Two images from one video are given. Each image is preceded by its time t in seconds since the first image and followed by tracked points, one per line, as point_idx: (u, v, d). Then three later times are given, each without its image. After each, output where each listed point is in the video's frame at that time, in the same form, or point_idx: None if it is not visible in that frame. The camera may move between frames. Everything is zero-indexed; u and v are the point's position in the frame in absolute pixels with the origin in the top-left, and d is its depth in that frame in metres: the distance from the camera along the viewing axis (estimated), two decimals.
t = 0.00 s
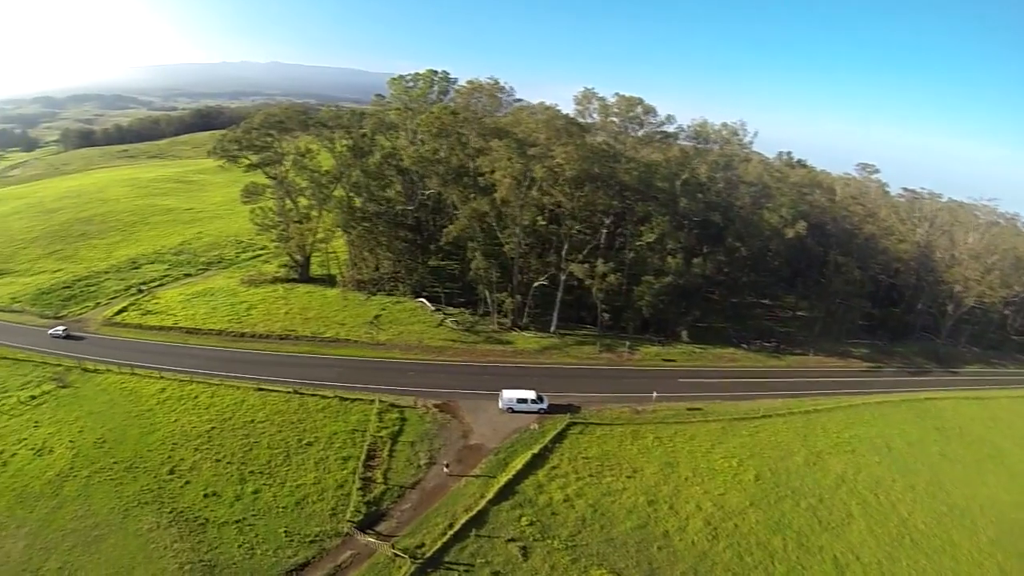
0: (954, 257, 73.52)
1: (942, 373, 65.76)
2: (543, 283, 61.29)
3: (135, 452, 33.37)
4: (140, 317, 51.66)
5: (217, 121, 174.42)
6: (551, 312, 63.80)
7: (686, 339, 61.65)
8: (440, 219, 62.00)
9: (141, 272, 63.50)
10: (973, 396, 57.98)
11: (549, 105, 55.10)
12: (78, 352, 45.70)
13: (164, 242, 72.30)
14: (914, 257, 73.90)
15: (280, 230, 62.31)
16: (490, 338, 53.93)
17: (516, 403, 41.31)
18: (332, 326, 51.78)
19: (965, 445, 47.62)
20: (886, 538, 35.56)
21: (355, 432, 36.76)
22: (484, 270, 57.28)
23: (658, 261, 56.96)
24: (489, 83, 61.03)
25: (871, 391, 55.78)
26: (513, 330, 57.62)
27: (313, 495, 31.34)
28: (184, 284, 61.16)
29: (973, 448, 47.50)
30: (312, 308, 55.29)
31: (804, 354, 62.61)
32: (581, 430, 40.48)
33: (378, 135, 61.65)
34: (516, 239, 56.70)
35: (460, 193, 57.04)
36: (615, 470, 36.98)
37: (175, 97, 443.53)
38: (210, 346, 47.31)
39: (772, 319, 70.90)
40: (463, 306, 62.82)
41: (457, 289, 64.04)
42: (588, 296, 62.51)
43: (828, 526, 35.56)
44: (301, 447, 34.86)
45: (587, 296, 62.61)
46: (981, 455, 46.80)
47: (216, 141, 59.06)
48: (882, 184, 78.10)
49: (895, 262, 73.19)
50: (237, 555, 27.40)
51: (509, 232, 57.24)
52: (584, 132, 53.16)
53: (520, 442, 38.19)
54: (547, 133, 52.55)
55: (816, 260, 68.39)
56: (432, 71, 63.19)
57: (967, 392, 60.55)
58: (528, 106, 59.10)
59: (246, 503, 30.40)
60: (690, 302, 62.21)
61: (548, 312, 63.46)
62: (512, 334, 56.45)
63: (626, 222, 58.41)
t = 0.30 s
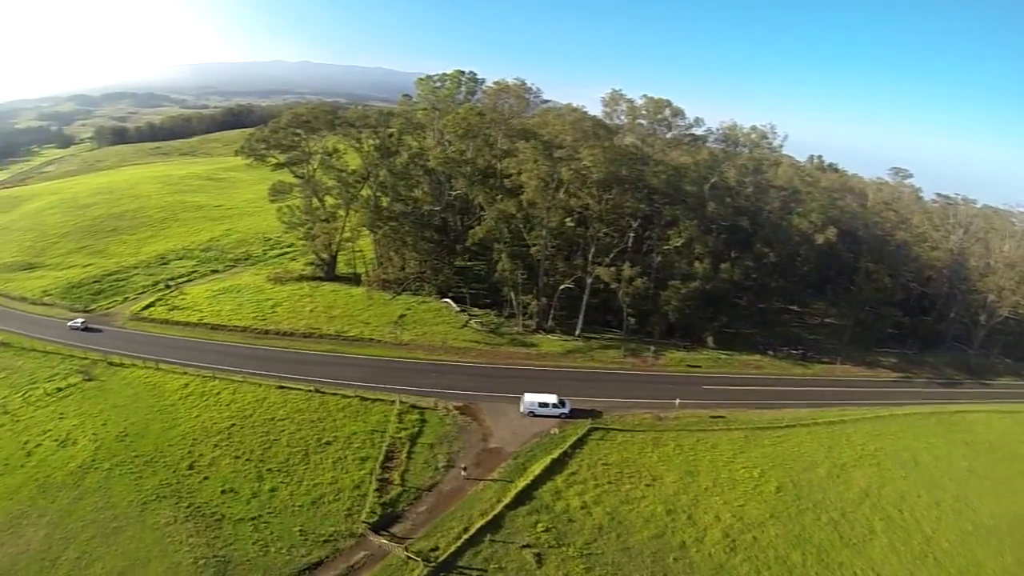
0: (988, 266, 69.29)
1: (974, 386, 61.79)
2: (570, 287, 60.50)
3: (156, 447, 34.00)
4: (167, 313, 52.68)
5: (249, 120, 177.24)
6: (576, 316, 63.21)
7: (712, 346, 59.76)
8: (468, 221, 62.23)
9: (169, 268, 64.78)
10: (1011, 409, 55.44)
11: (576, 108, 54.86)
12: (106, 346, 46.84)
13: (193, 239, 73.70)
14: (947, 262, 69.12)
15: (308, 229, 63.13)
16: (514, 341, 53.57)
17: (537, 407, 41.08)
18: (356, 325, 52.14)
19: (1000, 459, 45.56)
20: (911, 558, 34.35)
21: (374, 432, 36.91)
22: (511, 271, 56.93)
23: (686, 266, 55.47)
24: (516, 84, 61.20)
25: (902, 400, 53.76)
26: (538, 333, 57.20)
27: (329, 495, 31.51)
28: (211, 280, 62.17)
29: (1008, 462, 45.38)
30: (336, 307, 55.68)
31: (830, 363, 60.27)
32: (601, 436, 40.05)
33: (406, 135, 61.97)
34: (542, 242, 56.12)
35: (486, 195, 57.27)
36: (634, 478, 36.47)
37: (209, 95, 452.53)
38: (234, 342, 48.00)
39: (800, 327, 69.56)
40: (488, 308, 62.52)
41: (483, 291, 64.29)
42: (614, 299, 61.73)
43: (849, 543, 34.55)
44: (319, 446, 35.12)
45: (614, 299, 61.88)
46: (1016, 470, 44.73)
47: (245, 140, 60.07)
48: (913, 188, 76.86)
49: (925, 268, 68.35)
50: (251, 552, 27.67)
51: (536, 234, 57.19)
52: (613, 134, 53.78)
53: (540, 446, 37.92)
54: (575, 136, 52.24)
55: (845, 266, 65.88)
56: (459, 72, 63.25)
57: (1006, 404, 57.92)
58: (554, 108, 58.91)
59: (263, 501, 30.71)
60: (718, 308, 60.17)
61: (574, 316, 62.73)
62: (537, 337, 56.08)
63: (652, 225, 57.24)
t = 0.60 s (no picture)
0: None
1: (1007, 398, 57.35)
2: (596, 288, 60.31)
3: (177, 440, 34.68)
4: (193, 307, 53.65)
5: (278, 116, 178.95)
6: (602, 317, 63.03)
7: (737, 351, 58.26)
8: (493, 220, 62.41)
9: (196, 262, 65.88)
10: None
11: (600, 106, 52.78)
12: (132, 339, 47.95)
13: (220, 234, 74.86)
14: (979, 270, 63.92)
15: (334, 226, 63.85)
16: (539, 342, 53.20)
17: (559, 410, 40.71)
18: (380, 323, 52.54)
19: None
20: None
21: (394, 432, 37.08)
22: (536, 271, 56.60)
23: (712, 269, 54.82)
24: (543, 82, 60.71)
25: (934, 410, 51.15)
26: (562, 334, 56.96)
27: (346, 493, 31.74)
28: (237, 275, 63.15)
29: None
30: (360, 305, 56.21)
31: (858, 371, 57.19)
32: (622, 441, 39.47)
33: (432, 133, 61.92)
34: (568, 242, 56.56)
35: (512, 196, 57.17)
36: (653, 484, 35.85)
37: (241, 91, 460.07)
38: (257, 338, 48.72)
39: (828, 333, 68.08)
40: (514, 308, 62.87)
41: (509, 290, 64.70)
42: (640, 302, 61.38)
43: (872, 558, 33.30)
44: (339, 444, 35.41)
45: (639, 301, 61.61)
46: None
47: (271, 137, 60.78)
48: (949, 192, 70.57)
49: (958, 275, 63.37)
50: (267, 547, 28.04)
51: (562, 236, 57.09)
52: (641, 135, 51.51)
53: (561, 449, 37.64)
54: (603, 134, 50.30)
55: (876, 272, 62.40)
56: (486, 70, 62.90)
57: None
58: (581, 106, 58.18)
59: (280, 497, 31.08)
60: (744, 313, 58.84)
61: (599, 318, 62.79)
62: (561, 338, 55.62)
63: (680, 227, 56.81)
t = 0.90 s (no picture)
0: None
1: None
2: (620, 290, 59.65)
3: (197, 432, 35.27)
4: (217, 301, 54.49)
5: (308, 112, 180.50)
6: (626, 320, 62.54)
7: (762, 357, 57.39)
8: (519, 219, 62.26)
9: (222, 257, 66.98)
10: None
11: (626, 106, 52.17)
12: (156, 331, 48.93)
13: (248, 229, 76.00)
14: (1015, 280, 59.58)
15: (361, 223, 64.36)
16: (562, 343, 52.82)
17: (578, 413, 40.37)
18: (403, 321, 52.70)
19: None
20: None
21: (412, 431, 37.13)
22: (560, 273, 56.22)
23: (738, 274, 53.87)
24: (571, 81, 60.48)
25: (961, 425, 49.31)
26: (586, 336, 56.43)
27: (361, 491, 31.87)
28: (263, 270, 63.98)
29: None
30: (384, 302, 56.47)
31: (884, 381, 55.62)
32: (641, 446, 38.94)
33: (459, 132, 61.86)
34: (593, 244, 56.12)
35: (537, 196, 56.81)
36: (671, 491, 35.29)
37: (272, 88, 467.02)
38: (280, 333, 49.30)
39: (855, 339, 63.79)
40: (538, 308, 62.70)
41: (533, 291, 64.54)
42: (665, 304, 60.79)
43: None
44: (356, 442, 35.59)
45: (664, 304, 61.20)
46: None
47: (298, 133, 61.29)
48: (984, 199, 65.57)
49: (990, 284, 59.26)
50: (280, 542, 28.29)
51: (587, 236, 56.68)
52: (666, 136, 50.56)
53: (579, 453, 37.30)
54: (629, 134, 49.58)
55: (905, 280, 59.48)
56: (513, 69, 64.62)
57: None
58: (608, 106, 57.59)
59: (296, 493, 31.35)
60: (770, 319, 57.73)
61: (623, 320, 62.27)
62: (584, 340, 54.99)
63: (706, 230, 55.85)
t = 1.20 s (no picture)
0: None
1: None
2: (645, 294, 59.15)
3: (216, 428, 35.78)
4: (241, 298, 55.23)
5: (335, 109, 181.39)
6: (650, 324, 62.05)
7: (786, 365, 56.08)
8: (544, 221, 62.00)
9: (248, 253, 67.95)
10: None
11: (652, 108, 51.49)
12: (179, 326, 49.79)
13: (274, 225, 77.01)
14: None
15: (386, 221, 64.76)
16: (584, 346, 52.47)
17: (598, 418, 40.02)
18: (426, 321, 52.89)
19: None
20: None
21: (430, 433, 37.18)
22: (584, 275, 55.87)
23: (763, 281, 53.17)
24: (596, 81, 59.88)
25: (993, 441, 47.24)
26: (608, 340, 55.96)
27: (377, 491, 31.98)
28: (287, 267, 64.73)
29: None
30: (407, 301, 56.73)
31: (910, 391, 53.88)
32: (661, 453, 38.41)
33: (484, 131, 61.75)
34: (617, 247, 55.69)
35: (562, 198, 56.39)
36: (689, 500, 34.71)
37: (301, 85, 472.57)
38: (302, 330, 49.79)
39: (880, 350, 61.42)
40: (561, 310, 62.53)
41: (557, 292, 64.36)
42: (689, 309, 60.17)
43: None
44: (374, 442, 35.73)
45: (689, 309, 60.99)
46: None
47: (323, 132, 62.31)
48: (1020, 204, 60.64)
49: None
50: (293, 540, 28.52)
51: (612, 239, 56.23)
52: (692, 137, 49.23)
53: (597, 459, 36.94)
54: (656, 135, 47.78)
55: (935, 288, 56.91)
56: (539, 69, 64.83)
57: None
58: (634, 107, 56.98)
59: (312, 491, 31.58)
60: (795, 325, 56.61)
61: (646, 324, 61.75)
62: (607, 343, 54.46)
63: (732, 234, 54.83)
